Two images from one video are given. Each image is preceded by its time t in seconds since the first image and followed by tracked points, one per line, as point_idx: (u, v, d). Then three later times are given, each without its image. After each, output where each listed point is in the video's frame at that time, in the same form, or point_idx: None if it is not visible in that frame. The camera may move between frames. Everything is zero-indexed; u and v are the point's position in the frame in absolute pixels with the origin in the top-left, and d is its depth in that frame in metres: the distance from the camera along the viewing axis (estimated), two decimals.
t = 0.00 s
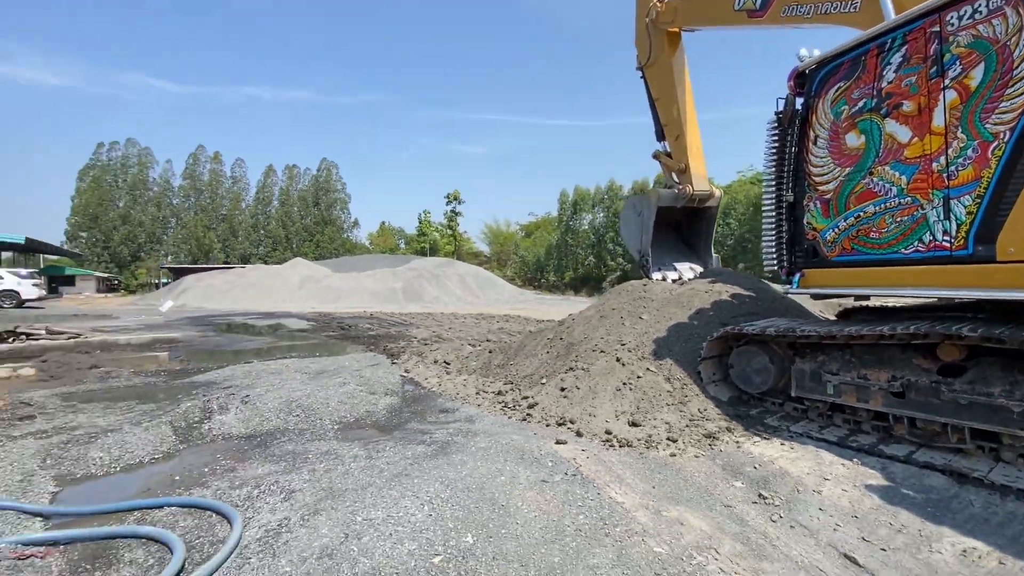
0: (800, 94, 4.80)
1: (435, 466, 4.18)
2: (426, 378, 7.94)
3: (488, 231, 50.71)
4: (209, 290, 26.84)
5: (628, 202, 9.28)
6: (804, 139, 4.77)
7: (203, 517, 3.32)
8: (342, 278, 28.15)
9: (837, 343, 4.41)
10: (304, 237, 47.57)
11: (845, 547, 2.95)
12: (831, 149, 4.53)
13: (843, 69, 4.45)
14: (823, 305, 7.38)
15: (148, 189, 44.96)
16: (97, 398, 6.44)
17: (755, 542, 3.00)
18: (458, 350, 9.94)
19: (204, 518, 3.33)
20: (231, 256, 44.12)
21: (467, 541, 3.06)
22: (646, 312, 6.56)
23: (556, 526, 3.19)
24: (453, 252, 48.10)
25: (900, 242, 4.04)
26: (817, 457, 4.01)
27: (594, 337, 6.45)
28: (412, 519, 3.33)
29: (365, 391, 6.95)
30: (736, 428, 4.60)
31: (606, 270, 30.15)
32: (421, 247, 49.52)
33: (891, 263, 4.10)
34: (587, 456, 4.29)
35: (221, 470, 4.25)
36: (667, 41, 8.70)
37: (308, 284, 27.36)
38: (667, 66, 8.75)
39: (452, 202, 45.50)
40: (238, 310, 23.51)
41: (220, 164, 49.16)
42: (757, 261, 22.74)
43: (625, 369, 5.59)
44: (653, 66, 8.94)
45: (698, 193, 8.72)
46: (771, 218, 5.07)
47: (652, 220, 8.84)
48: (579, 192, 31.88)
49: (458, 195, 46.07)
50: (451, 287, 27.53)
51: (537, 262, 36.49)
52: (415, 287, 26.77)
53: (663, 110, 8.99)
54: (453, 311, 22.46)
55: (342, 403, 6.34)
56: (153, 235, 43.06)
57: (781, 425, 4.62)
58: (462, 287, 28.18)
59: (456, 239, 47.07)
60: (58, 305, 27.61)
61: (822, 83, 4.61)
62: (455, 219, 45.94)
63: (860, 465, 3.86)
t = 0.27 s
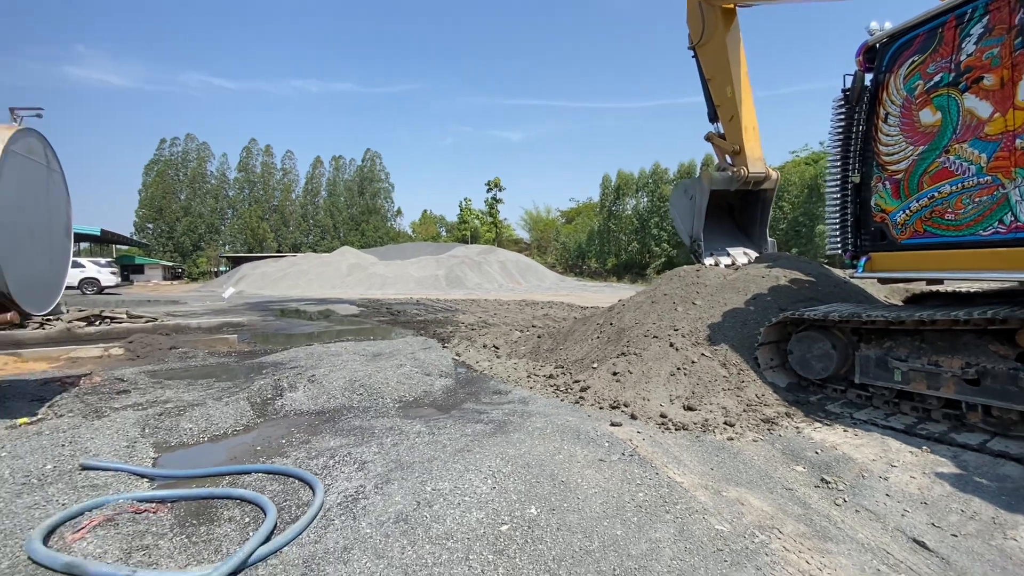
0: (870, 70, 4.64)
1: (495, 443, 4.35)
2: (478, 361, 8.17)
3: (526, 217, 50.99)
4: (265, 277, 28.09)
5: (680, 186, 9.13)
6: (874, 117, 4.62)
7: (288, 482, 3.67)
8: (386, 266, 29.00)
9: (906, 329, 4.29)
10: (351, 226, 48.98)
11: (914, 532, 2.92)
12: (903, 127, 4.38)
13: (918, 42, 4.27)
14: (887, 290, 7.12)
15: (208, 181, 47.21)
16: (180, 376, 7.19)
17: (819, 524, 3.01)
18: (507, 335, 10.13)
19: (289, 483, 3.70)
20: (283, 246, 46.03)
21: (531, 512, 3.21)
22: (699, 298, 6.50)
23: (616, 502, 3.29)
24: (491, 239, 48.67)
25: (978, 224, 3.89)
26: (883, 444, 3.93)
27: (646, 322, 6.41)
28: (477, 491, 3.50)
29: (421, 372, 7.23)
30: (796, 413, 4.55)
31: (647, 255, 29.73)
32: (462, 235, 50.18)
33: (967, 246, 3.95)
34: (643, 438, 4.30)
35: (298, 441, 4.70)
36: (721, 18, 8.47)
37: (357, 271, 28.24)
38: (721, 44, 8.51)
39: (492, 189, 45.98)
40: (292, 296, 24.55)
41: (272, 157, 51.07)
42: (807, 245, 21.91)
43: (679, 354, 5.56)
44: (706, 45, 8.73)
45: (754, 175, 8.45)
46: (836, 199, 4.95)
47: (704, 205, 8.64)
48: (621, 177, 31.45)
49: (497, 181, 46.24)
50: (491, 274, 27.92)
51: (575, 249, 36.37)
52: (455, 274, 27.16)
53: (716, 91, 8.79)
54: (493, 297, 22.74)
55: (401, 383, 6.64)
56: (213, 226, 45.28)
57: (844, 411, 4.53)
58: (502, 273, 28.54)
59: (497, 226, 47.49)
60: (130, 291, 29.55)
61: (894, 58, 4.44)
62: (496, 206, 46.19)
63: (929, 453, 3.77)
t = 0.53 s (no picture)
0: (910, 48, 4.57)
1: (532, 425, 4.49)
2: (508, 348, 8.32)
3: (545, 205, 50.96)
4: (293, 269, 28.70)
5: (708, 170, 9.06)
6: (913, 96, 4.56)
7: (339, 461, 3.96)
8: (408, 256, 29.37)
9: (946, 312, 4.27)
10: (373, 217, 49.55)
11: (954, 510, 2.96)
12: (944, 106, 4.32)
13: (961, 19, 4.19)
14: (925, 273, 7.00)
15: (235, 176, 48.23)
16: (225, 364, 7.61)
17: (857, 502, 3.07)
18: (536, 322, 10.26)
19: (340, 462, 3.97)
20: (308, 238, 46.85)
21: (572, 489, 3.33)
22: (730, 283, 6.49)
23: (655, 479, 3.40)
24: (512, 228, 48.76)
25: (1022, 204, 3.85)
26: (922, 426, 3.95)
27: (676, 308, 6.41)
28: (519, 469, 3.64)
29: (453, 359, 7.42)
30: (831, 396, 4.58)
31: (670, 242, 29.46)
32: (482, 224, 50.37)
33: (1009, 227, 3.93)
34: (677, 420, 4.36)
35: (343, 424, 4.97)
36: None
37: (381, 262, 28.66)
38: (750, 25, 8.40)
39: (512, 178, 45.94)
40: (319, 287, 25.07)
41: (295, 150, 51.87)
42: (835, 229, 21.46)
43: (710, 339, 5.56)
44: (734, 26, 8.63)
45: (784, 158, 8.34)
46: (873, 181, 4.91)
47: (732, 189, 8.58)
48: (643, 163, 31.15)
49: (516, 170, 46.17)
50: (512, 263, 28.04)
51: (596, 236, 36.26)
52: (477, 264, 27.35)
53: (745, 73, 8.69)
54: (515, 285, 22.87)
55: (436, 369, 6.85)
56: (240, 219, 46.30)
57: (880, 394, 4.54)
58: (524, 262, 28.67)
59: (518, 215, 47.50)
60: (165, 284, 30.53)
61: (936, 35, 4.37)
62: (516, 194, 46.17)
63: (969, 434, 3.77)
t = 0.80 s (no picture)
0: (931, 31, 4.54)
1: (552, 408, 4.60)
2: (524, 335, 8.43)
3: (555, 192, 50.80)
4: (307, 259, 28.98)
5: (722, 155, 9.02)
6: (933, 80, 4.54)
7: (368, 443, 4.12)
8: (419, 246, 29.53)
9: (964, 295, 4.30)
10: (383, 207, 49.70)
11: (971, 488, 3.03)
12: (965, 89, 4.31)
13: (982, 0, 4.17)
14: (944, 256, 6.98)
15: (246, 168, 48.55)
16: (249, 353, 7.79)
17: (875, 480, 3.15)
18: (550, 310, 10.35)
19: (369, 444, 4.12)
20: (320, 228, 47.18)
21: (595, 468, 3.44)
22: (747, 268, 6.52)
23: (676, 459, 3.49)
24: (522, 216, 48.70)
25: None
26: (939, 407, 4.00)
27: (692, 294, 6.47)
28: (542, 450, 3.76)
29: (471, 346, 7.55)
30: (848, 379, 4.63)
31: (682, 228, 29.30)
32: (492, 213, 50.38)
33: None
34: (696, 403, 4.45)
35: (368, 408, 5.13)
36: None
37: (393, 252, 28.85)
38: (766, 7, 8.34)
39: (522, 165, 45.78)
40: (332, 277, 25.31)
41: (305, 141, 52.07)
42: (850, 213, 21.23)
43: (727, 324, 5.62)
44: (750, 8, 8.58)
45: (801, 143, 8.29)
46: (892, 165, 4.92)
47: (748, 175, 8.57)
48: (653, 148, 30.91)
49: (526, 157, 46.01)
50: (523, 251, 28.10)
51: (607, 224, 36.13)
52: (488, 253, 27.43)
53: (760, 56, 8.63)
54: (527, 273, 22.94)
55: (455, 355, 6.98)
56: (252, 211, 46.68)
57: (897, 377, 4.59)
58: (535, 250, 28.73)
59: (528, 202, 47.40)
60: (181, 276, 30.96)
61: (957, 17, 4.33)
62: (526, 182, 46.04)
63: (986, 415, 3.82)
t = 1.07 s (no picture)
0: (936, 21, 4.52)
1: (557, 396, 4.64)
2: (527, 325, 8.47)
3: (556, 185, 50.67)
4: (307, 251, 28.96)
5: (727, 146, 9.07)
6: (938, 71, 4.54)
7: (375, 429, 4.16)
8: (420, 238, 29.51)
9: (967, 285, 4.32)
10: (383, 199, 49.60)
11: (972, 472, 3.07)
12: (970, 80, 4.30)
13: None
14: (947, 247, 6.99)
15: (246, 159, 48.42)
16: (254, 342, 7.82)
17: (877, 465, 3.19)
18: (553, 301, 10.39)
19: (376, 430, 4.16)
20: (320, 220, 47.10)
21: (601, 454, 3.48)
22: (750, 259, 6.54)
23: (681, 445, 3.53)
24: (523, 209, 48.62)
25: None
26: (941, 396, 4.04)
27: (695, 285, 6.50)
28: (548, 436, 3.79)
29: (475, 336, 7.59)
30: (851, 368, 4.67)
31: (683, 221, 29.28)
32: (493, 205, 50.31)
33: None
34: (700, 391, 4.49)
35: (374, 396, 5.17)
36: None
37: (393, 244, 28.84)
38: None
39: (523, 158, 45.68)
40: (333, 268, 25.32)
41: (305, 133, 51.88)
42: (852, 206, 21.20)
43: (730, 314, 5.65)
44: None
45: (805, 134, 8.27)
46: (897, 156, 4.92)
47: (752, 166, 8.62)
48: (655, 141, 30.83)
49: (526, 150, 45.87)
50: (524, 244, 28.09)
51: (607, 216, 36.05)
52: (488, 245, 27.42)
53: (765, 47, 8.60)
54: (528, 265, 22.97)
55: (459, 345, 7.02)
56: (252, 203, 46.58)
57: (900, 366, 4.63)
58: (535, 243, 28.73)
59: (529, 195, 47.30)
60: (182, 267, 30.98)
61: (963, 8, 4.32)
62: (527, 175, 45.95)
63: (987, 403, 3.85)
